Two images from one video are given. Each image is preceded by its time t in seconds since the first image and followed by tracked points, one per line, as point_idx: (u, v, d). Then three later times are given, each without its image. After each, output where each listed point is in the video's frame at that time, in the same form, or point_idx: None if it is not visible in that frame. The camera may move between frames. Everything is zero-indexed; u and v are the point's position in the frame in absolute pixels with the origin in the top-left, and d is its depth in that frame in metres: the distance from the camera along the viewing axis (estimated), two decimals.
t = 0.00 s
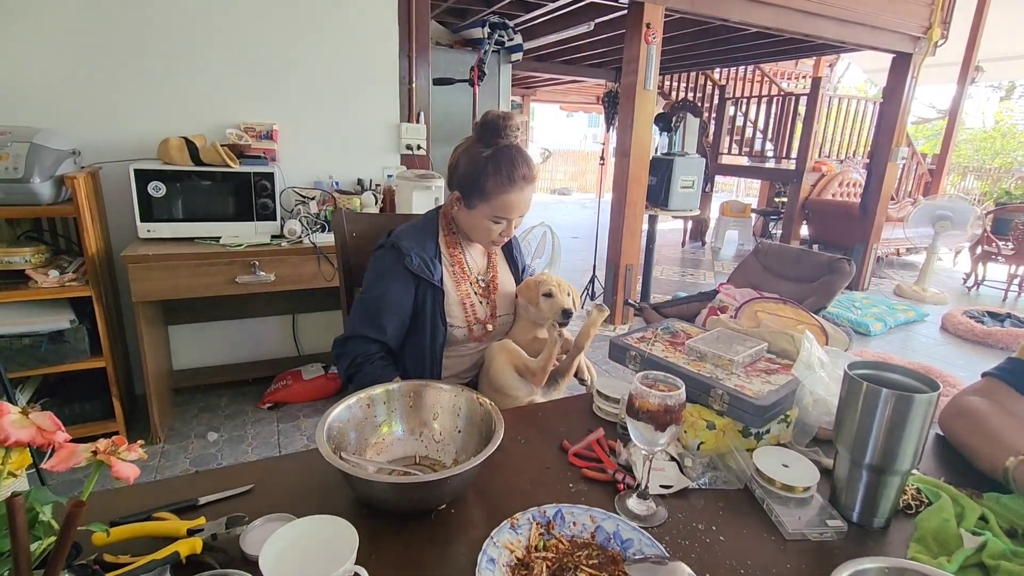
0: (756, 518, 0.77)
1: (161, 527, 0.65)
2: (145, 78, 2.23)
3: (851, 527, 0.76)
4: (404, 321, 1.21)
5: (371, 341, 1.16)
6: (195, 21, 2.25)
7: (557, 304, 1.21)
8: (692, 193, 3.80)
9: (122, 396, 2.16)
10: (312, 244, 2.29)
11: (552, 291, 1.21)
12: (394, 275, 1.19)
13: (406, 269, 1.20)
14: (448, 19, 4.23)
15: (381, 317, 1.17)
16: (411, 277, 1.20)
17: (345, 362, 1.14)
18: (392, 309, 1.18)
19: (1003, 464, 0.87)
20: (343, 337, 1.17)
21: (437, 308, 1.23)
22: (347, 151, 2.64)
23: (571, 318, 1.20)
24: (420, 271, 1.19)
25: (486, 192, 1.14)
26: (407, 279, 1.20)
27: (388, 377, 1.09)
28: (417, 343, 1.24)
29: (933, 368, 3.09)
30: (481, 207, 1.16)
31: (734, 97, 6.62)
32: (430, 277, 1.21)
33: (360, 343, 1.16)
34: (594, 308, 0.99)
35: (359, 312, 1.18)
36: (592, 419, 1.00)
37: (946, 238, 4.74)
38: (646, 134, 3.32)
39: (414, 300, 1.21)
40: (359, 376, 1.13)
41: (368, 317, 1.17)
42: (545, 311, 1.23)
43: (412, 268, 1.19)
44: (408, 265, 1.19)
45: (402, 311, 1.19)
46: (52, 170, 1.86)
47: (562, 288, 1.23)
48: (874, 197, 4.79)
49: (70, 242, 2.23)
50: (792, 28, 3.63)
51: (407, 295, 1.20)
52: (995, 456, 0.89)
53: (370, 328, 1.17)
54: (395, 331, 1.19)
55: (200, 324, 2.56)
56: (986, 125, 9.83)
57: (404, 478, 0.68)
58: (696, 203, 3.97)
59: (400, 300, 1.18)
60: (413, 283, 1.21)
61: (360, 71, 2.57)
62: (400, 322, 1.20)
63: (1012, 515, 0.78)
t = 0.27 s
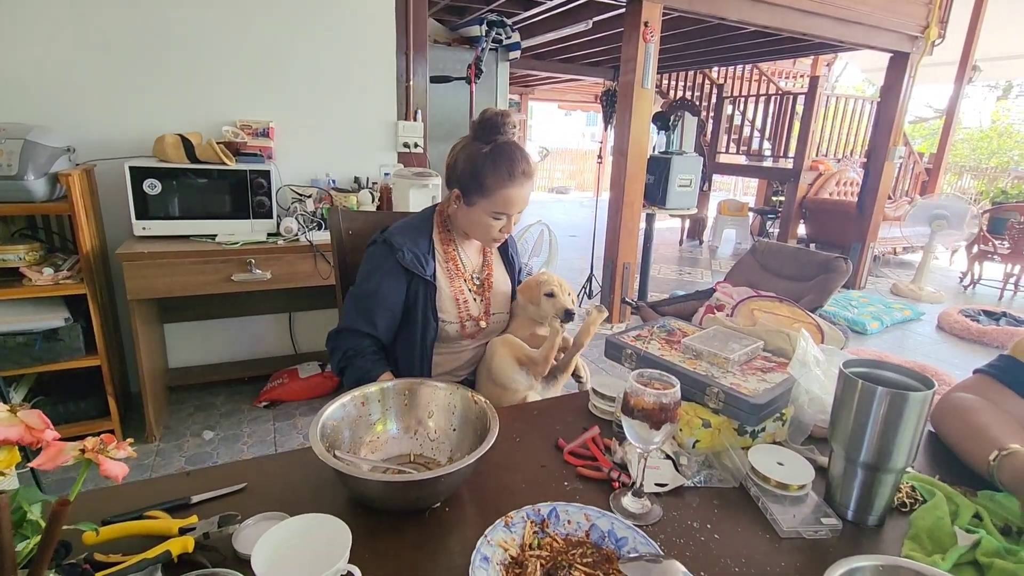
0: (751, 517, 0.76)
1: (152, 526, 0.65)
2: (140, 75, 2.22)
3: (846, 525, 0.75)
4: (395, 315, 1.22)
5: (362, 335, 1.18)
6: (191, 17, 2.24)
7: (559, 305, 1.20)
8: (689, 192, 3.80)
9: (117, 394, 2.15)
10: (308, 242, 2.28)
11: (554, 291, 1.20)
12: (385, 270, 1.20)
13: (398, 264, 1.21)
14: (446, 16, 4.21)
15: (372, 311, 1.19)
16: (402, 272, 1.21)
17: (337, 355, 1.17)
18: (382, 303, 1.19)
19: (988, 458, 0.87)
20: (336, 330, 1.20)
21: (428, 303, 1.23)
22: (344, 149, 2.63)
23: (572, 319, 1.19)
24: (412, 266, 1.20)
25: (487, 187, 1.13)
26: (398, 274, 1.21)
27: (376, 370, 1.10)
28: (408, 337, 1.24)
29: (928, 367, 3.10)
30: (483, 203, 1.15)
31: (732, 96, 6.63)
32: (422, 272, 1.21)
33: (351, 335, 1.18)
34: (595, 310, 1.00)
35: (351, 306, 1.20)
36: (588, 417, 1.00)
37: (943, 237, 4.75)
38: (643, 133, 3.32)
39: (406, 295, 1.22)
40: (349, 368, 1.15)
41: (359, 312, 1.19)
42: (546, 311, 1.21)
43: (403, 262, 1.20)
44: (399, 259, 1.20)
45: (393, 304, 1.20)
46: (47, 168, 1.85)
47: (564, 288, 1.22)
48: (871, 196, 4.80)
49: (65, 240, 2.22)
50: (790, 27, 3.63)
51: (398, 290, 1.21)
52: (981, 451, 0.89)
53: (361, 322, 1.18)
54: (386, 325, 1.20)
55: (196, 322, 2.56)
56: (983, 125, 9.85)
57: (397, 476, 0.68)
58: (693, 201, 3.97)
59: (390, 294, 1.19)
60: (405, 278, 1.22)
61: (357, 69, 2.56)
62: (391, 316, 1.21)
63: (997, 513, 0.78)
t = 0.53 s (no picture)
0: (748, 515, 0.76)
1: (146, 525, 0.64)
2: (136, 73, 2.21)
3: (844, 523, 0.75)
4: (396, 312, 1.20)
5: (361, 330, 1.16)
6: (187, 14, 2.23)
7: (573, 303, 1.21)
8: (687, 191, 3.80)
9: (112, 393, 2.14)
10: (305, 240, 2.27)
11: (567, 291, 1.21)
12: (390, 265, 1.18)
13: (404, 261, 1.19)
14: (443, 14, 4.20)
15: (373, 306, 1.17)
16: (408, 269, 1.20)
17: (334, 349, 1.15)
18: (385, 299, 1.17)
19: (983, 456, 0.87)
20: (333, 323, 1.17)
21: (432, 301, 1.22)
22: (341, 147, 2.63)
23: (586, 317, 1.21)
24: (418, 263, 1.19)
25: (506, 177, 1.13)
26: (403, 270, 1.19)
27: (372, 368, 1.09)
28: (405, 334, 1.23)
29: (925, 365, 3.10)
30: (502, 196, 1.15)
31: (730, 95, 6.62)
32: (427, 270, 1.20)
33: (349, 330, 1.16)
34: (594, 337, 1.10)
35: (351, 300, 1.18)
36: (585, 416, 1.00)
37: (940, 236, 4.76)
38: (641, 131, 3.32)
39: (408, 292, 1.21)
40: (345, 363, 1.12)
41: (360, 306, 1.16)
42: (559, 310, 1.22)
43: (409, 259, 1.19)
44: (406, 256, 1.19)
45: (395, 301, 1.18)
46: (41, 165, 1.84)
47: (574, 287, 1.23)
48: (868, 195, 4.81)
49: (60, 238, 2.21)
50: (788, 25, 3.63)
51: (402, 286, 1.19)
52: (975, 449, 0.89)
53: (361, 317, 1.16)
54: (385, 321, 1.18)
55: (193, 321, 2.55)
56: (981, 124, 9.86)
57: (394, 475, 0.67)
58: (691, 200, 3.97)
59: (394, 291, 1.18)
60: (409, 274, 1.20)
61: (354, 67, 2.56)
62: (392, 313, 1.19)
63: (992, 510, 0.78)
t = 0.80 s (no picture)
0: (744, 513, 0.76)
1: (139, 525, 0.64)
2: (130, 71, 2.20)
3: (839, 521, 0.75)
4: (406, 312, 1.19)
5: (368, 325, 1.15)
6: (182, 12, 2.22)
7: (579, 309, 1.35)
8: (684, 190, 3.80)
9: (108, 392, 2.14)
10: (301, 240, 2.27)
11: (573, 299, 1.33)
12: (407, 265, 1.17)
13: (423, 262, 1.18)
14: (440, 13, 4.20)
15: (384, 304, 1.16)
16: (424, 271, 1.19)
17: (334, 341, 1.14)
18: (397, 298, 1.16)
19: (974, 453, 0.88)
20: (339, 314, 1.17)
21: (446, 304, 1.21)
22: (338, 146, 2.62)
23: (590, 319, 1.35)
24: (437, 266, 1.17)
25: (536, 178, 1.14)
26: (418, 270, 1.18)
27: (371, 366, 1.09)
28: (409, 333, 1.22)
29: (921, 364, 3.11)
30: (532, 197, 1.16)
31: (727, 94, 6.63)
32: (445, 274, 1.19)
33: (355, 326, 1.15)
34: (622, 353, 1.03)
35: (362, 293, 1.17)
36: (582, 415, 1.00)
37: (936, 235, 4.78)
38: (638, 130, 3.32)
39: (421, 293, 1.20)
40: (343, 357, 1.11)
41: (370, 301, 1.16)
42: (566, 317, 1.34)
43: (428, 261, 1.17)
44: (425, 257, 1.17)
45: (407, 301, 1.18)
46: (35, 164, 1.83)
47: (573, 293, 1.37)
48: (865, 194, 4.82)
49: (55, 237, 2.20)
50: (785, 25, 3.63)
51: (415, 287, 1.18)
52: (968, 447, 0.90)
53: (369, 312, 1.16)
54: (394, 319, 1.17)
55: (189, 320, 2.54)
56: (976, 123, 9.90)
57: (389, 474, 0.67)
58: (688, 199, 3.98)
59: (406, 291, 1.17)
60: (424, 276, 1.19)
61: (350, 64, 2.55)
62: (402, 312, 1.18)
63: (985, 507, 0.78)
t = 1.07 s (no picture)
0: (741, 512, 0.77)
1: (135, 526, 0.64)
2: (126, 70, 2.19)
3: (836, 520, 0.75)
4: (424, 322, 1.18)
5: (385, 334, 1.13)
6: (177, 11, 2.21)
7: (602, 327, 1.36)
8: (682, 189, 3.81)
9: (104, 392, 2.13)
10: (299, 239, 2.26)
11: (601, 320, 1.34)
12: (430, 275, 1.16)
13: (445, 273, 1.17)
14: (437, 12, 4.19)
15: (402, 313, 1.14)
16: (446, 281, 1.18)
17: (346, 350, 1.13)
18: (417, 308, 1.15)
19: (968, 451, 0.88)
20: (355, 320, 1.15)
21: (466, 317, 1.20)
22: (335, 145, 2.61)
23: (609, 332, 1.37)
24: (461, 278, 1.17)
25: (570, 188, 1.18)
26: (440, 280, 1.17)
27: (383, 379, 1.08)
28: (424, 343, 1.21)
29: (918, 362, 3.12)
30: (566, 208, 1.20)
31: (725, 93, 6.64)
32: (468, 286, 1.18)
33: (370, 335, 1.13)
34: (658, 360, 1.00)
35: (380, 300, 1.15)
36: (579, 414, 1.00)
37: (932, 233, 4.79)
38: (636, 128, 3.32)
39: (440, 304, 1.19)
40: (358, 367, 1.11)
41: (389, 310, 1.14)
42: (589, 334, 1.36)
43: (452, 272, 1.17)
44: (450, 268, 1.17)
45: (426, 311, 1.16)
46: (30, 163, 1.82)
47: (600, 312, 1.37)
48: (862, 193, 4.83)
49: (50, 237, 2.19)
50: (782, 24, 3.64)
51: (435, 298, 1.17)
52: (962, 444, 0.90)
53: (387, 321, 1.14)
54: (412, 329, 1.16)
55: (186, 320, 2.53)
56: (973, 122, 9.92)
57: (386, 474, 0.67)
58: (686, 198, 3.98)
59: (427, 302, 1.16)
60: (445, 287, 1.18)
61: (348, 64, 2.54)
62: (420, 322, 1.17)
63: (983, 506, 0.78)
